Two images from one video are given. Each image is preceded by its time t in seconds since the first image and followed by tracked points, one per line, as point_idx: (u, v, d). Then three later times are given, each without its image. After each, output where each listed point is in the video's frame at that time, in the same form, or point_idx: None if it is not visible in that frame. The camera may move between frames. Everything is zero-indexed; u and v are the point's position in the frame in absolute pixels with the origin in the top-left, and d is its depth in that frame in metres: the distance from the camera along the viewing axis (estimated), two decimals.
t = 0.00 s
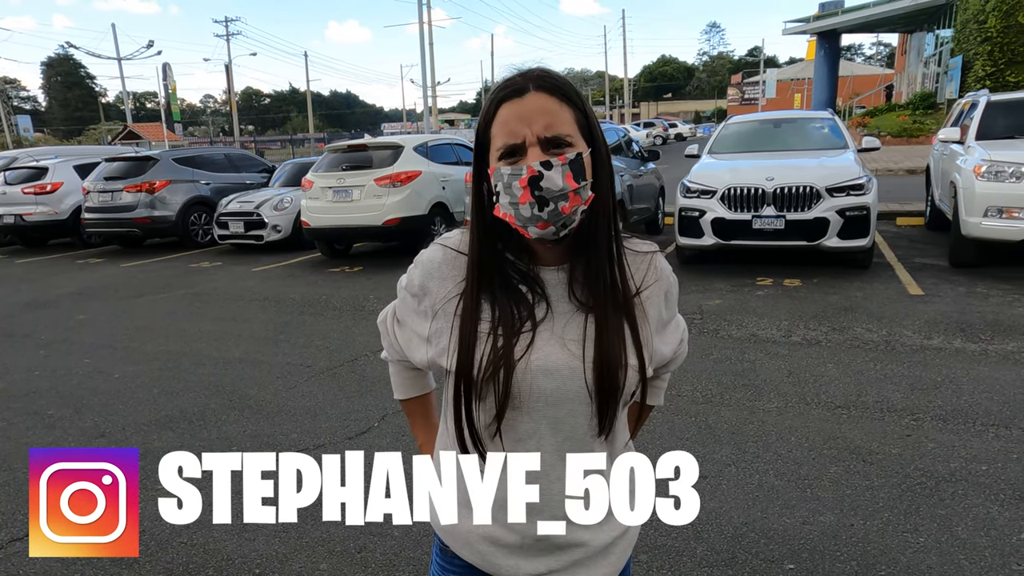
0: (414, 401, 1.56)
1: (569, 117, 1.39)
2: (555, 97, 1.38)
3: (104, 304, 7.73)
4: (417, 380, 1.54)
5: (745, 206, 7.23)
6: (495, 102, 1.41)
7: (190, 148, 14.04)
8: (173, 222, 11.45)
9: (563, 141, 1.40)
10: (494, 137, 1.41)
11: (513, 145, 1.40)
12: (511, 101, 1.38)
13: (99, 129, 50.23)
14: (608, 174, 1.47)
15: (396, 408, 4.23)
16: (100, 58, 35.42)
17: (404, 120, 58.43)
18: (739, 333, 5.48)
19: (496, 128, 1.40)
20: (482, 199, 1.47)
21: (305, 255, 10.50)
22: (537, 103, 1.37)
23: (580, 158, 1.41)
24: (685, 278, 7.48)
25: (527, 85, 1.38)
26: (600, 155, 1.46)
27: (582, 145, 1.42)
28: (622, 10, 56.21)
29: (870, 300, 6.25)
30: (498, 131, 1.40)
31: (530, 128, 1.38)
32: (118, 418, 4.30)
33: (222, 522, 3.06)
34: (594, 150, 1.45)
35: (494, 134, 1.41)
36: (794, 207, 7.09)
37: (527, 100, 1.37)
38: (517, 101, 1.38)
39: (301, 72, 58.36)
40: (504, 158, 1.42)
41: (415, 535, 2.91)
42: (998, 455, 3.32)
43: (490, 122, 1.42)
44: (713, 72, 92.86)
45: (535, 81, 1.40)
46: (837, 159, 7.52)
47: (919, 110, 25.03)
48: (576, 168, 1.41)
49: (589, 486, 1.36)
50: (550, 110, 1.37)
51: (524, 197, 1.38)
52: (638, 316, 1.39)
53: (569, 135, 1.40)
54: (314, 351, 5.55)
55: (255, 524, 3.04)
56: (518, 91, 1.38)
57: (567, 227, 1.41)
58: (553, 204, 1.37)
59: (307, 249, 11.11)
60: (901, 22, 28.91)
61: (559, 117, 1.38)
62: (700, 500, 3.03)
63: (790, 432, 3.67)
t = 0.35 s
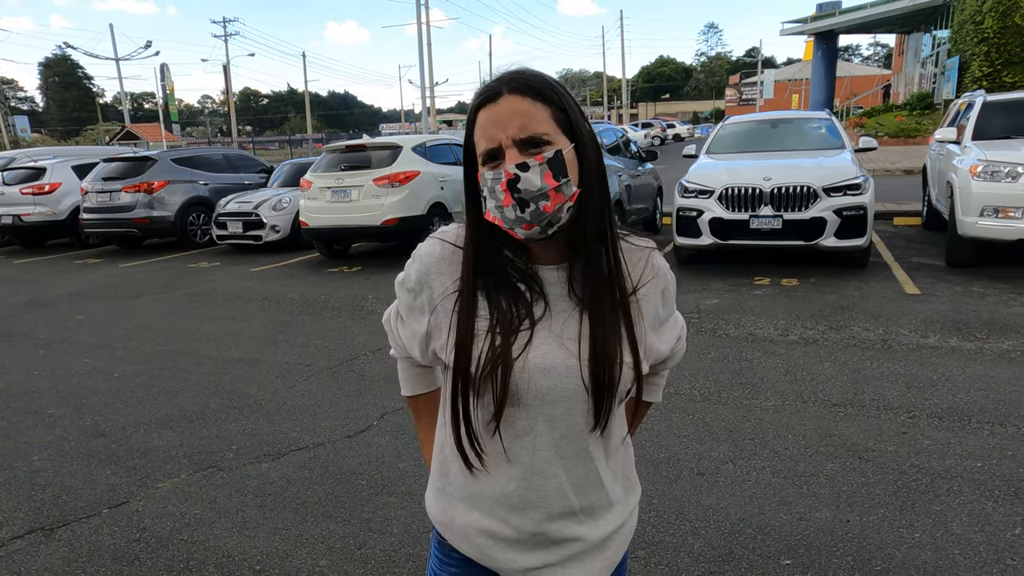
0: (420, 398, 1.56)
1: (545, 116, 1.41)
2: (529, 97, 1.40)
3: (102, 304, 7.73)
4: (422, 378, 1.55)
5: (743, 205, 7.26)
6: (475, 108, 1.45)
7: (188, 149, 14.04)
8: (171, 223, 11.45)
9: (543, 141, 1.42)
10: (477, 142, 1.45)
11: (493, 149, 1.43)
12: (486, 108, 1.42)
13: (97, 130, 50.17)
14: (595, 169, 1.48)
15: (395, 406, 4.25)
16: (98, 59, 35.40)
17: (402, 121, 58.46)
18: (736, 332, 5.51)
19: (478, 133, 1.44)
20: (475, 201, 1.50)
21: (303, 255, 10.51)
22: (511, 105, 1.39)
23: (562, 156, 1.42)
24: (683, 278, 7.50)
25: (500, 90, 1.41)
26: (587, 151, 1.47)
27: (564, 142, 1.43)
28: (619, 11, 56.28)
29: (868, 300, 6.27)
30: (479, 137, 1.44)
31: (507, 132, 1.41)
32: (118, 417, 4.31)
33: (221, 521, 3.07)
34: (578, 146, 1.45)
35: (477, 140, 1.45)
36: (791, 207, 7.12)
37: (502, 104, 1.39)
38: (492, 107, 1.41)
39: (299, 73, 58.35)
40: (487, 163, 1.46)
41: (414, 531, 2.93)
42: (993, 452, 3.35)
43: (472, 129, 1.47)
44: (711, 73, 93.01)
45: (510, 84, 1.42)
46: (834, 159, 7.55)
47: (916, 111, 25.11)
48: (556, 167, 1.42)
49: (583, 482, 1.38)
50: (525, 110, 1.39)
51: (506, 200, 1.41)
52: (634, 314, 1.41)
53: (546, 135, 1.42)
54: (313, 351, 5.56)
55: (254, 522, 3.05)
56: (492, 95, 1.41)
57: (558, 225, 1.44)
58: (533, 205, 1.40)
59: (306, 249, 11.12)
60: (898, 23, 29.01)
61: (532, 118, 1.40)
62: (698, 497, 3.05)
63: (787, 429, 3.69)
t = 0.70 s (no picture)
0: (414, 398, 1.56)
1: (525, 115, 1.42)
2: (508, 98, 1.41)
3: (96, 303, 7.71)
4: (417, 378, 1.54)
5: (737, 204, 7.28)
6: (451, 119, 1.44)
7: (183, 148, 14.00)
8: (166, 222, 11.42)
9: (525, 142, 1.43)
10: (457, 150, 1.43)
11: (475, 156, 1.42)
12: (466, 116, 1.41)
13: (91, 129, 49.99)
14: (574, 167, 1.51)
15: (389, 405, 4.25)
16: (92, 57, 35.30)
17: (398, 120, 58.41)
18: (731, 331, 5.52)
19: (456, 141, 1.43)
20: (459, 208, 1.50)
21: (299, 254, 10.51)
22: (489, 110, 1.39)
23: (544, 156, 1.44)
24: (678, 277, 7.52)
25: (476, 97, 1.40)
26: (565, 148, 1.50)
27: (542, 141, 1.45)
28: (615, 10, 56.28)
29: (861, 298, 6.30)
30: (460, 144, 1.42)
31: (489, 136, 1.40)
32: (111, 416, 4.31)
33: (213, 520, 3.07)
34: (557, 144, 1.48)
35: (457, 148, 1.43)
36: (785, 206, 7.14)
37: (481, 109, 1.39)
38: (472, 114, 1.40)
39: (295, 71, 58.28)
40: (473, 172, 1.44)
41: (407, 530, 2.93)
42: (984, 449, 3.36)
43: (449, 139, 1.44)
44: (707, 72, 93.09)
45: (485, 89, 1.42)
46: (829, 158, 7.56)
47: (911, 110, 25.18)
48: (544, 166, 1.43)
49: (569, 481, 1.38)
50: (506, 112, 1.40)
51: (495, 207, 1.42)
52: (619, 311, 1.41)
53: (529, 134, 1.43)
54: (308, 350, 5.56)
55: (246, 521, 3.05)
56: (469, 103, 1.40)
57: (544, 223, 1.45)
58: (531, 207, 1.41)
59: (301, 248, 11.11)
60: (893, 22, 29.08)
61: (517, 118, 1.40)
62: (690, 495, 3.06)
63: (780, 428, 3.70)
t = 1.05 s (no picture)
0: (410, 397, 1.56)
1: (526, 110, 1.42)
2: (510, 92, 1.41)
3: (91, 302, 7.69)
4: (412, 377, 1.54)
5: (733, 202, 7.29)
6: (455, 106, 1.46)
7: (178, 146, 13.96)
8: (161, 221, 11.39)
9: (521, 136, 1.43)
10: (456, 135, 1.46)
11: (471, 143, 1.44)
12: (467, 104, 1.42)
13: (85, 127, 49.87)
14: (573, 166, 1.50)
15: (385, 403, 4.26)
16: (87, 55, 35.18)
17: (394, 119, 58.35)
18: (726, 329, 5.54)
19: (455, 127, 1.45)
20: (455, 196, 1.52)
21: (295, 253, 10.49)
22: (490, 100, 1.40)
23: (539, 152, 1.44)
24: (674, 275, 7.53)
25: (480, 86, 1.42)
26: (565, 148, 1.50)
27: (540, 137, 1.45)
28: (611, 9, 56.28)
29: (856, 296, 6.32)
30: (457, 131, 1.45)
31: (485, 125, 1.41)
32: (107, 415, 4.30)
33: (209, 519, 3.07)
34: (556, 143, 1.47)
35: (455, 133, 1.46)
36: (781, 204, 7.15)
37: (481, 98, 1.40)
38: (473, 103, 1.42)
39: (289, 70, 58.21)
40: (467, 159, 1.47)
41: (403, 528, 2.94)
42: (978, 446, 3.38)
43: (452, 124, 1.47)
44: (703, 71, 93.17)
45: (489, 80, 1.43)
46: (824, 156, 7.58)
47: (905, 109, 25.24)
48: (535, 163, 1.44)
49: (564, 478, 1.39)
50: (503, 105, 1.40)
51: (483, 194, 1.44)
52: (612, 310, 1.42)
53: (527, 130, 1.43)
54: (304, 348, 5.55)
55: (242, 520, 3.05)
56: (473, 92, 1.42)
57: (536, 221, 1.46)
58: (514, 199, 1.42)
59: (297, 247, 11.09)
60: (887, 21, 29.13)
61: (515, 112, 1.41)
62: (686, 492, 3.07)
63: (775, 425, 3.72)
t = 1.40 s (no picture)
0: (405, 394, 1.53)
1: (533, 102, 1.40)
2: (517, 84, 1.40)
3: (87, 301, 7.66)
4: (406, 374, 1.52)
5: (732, 201, 7.28)
6: (457, 96, 1.42)
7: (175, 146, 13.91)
8: (158, 219, 11.36)
9: (527, 128, 1.41)
10: (460, 125, 1.42)
11: (477, 133, 1.40)
12: (474, 92, 1.39)
13: (83, 126, 49.78)
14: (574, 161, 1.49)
15: (383, 403, 4.23)
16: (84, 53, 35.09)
17: (392, 118, 58.28)
18: (725, 328, 5.52)
19: (460, 116, 1.41)
20: (452, 189, 1.49)
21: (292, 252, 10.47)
22: (498, 89, 1.38)
23: (545, 144, 1.42)
24: (673, 274, 7.51)
25: (487, 74, 1.39)
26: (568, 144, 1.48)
27: (545, 129, 1.43)
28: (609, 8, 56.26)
29: (855, 295, 6.30)
30: (462, 120, 1.41)
31: (493, 114, 1.38)
32: (101, 415, 4.27)
33: (203, 520, 3.04)
34: (559, 138, 1.46)
35: (459, 122, 1.41)
36: (780, 203, 7.14)
37: (489, 86, 1.38)
38: (480, 91, 1.39)
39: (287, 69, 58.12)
40: (470, 149, 1.42)
41: (400, 528, 2.91)
42: (978, 446, 3.36)
43: (454, 115, 1.43)
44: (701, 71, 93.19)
45: (495, 71, 1.41)
46: (823, 155, 7.56)
47: (904, 109, 25.25)
48: (542, 155, 1.41)
49: (557, 475, 1.36)
50: (512, 94, 1.38)
51: (490, 186, 1.40)
52: (607, 306, 1.39)
53: (533, 121, 1.41)
54: (301, 347, 5.53)
55: (237, 521, 3.02)
56: (480, 80, 1.39)
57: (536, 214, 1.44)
58: (520, 191, 1.39)
59: (294, 246, 11.06)
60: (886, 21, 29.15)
61: (523, 103, 1.39)
62: (684, 492, 3.05)
63: (774, 425, 3.70)
